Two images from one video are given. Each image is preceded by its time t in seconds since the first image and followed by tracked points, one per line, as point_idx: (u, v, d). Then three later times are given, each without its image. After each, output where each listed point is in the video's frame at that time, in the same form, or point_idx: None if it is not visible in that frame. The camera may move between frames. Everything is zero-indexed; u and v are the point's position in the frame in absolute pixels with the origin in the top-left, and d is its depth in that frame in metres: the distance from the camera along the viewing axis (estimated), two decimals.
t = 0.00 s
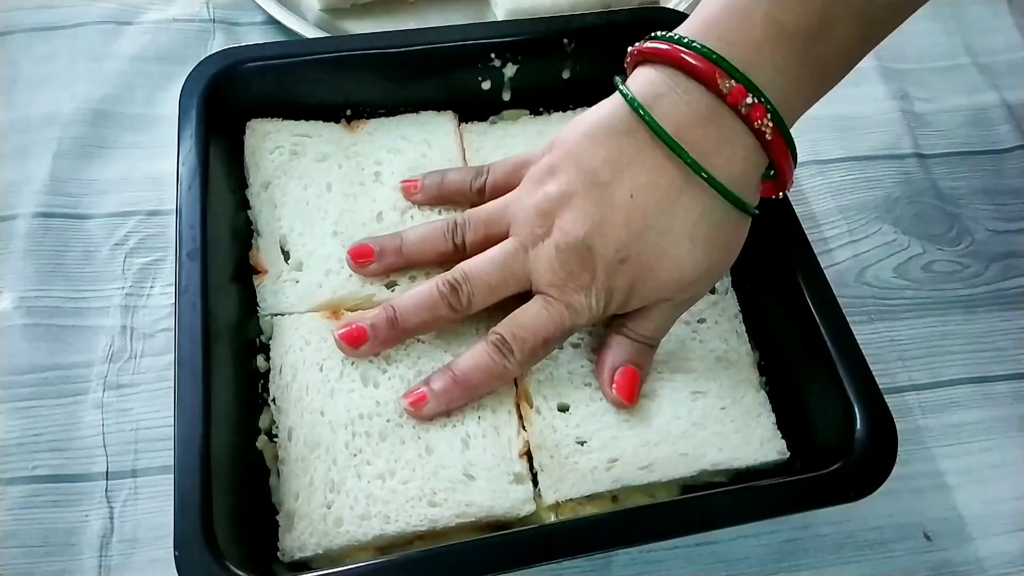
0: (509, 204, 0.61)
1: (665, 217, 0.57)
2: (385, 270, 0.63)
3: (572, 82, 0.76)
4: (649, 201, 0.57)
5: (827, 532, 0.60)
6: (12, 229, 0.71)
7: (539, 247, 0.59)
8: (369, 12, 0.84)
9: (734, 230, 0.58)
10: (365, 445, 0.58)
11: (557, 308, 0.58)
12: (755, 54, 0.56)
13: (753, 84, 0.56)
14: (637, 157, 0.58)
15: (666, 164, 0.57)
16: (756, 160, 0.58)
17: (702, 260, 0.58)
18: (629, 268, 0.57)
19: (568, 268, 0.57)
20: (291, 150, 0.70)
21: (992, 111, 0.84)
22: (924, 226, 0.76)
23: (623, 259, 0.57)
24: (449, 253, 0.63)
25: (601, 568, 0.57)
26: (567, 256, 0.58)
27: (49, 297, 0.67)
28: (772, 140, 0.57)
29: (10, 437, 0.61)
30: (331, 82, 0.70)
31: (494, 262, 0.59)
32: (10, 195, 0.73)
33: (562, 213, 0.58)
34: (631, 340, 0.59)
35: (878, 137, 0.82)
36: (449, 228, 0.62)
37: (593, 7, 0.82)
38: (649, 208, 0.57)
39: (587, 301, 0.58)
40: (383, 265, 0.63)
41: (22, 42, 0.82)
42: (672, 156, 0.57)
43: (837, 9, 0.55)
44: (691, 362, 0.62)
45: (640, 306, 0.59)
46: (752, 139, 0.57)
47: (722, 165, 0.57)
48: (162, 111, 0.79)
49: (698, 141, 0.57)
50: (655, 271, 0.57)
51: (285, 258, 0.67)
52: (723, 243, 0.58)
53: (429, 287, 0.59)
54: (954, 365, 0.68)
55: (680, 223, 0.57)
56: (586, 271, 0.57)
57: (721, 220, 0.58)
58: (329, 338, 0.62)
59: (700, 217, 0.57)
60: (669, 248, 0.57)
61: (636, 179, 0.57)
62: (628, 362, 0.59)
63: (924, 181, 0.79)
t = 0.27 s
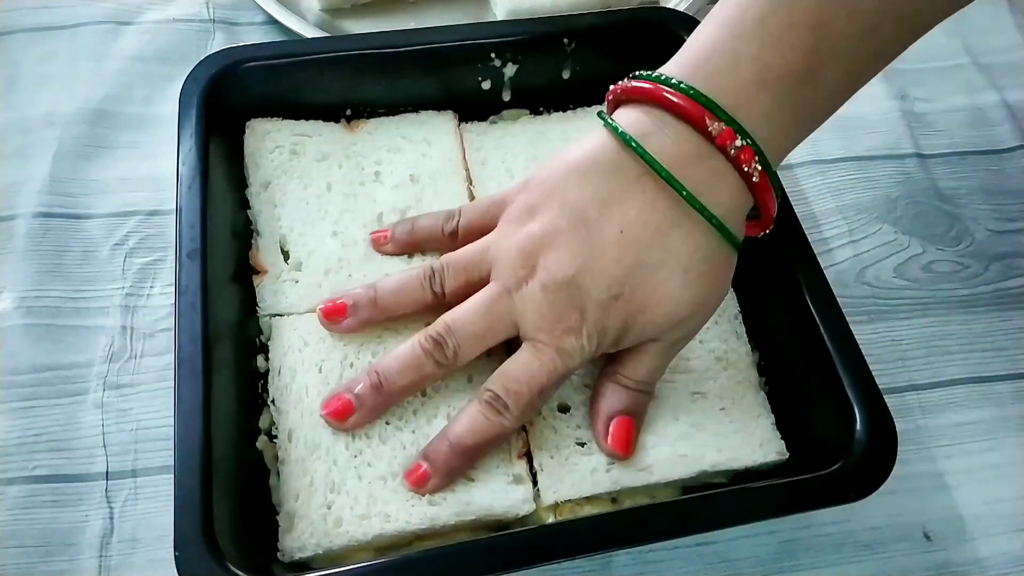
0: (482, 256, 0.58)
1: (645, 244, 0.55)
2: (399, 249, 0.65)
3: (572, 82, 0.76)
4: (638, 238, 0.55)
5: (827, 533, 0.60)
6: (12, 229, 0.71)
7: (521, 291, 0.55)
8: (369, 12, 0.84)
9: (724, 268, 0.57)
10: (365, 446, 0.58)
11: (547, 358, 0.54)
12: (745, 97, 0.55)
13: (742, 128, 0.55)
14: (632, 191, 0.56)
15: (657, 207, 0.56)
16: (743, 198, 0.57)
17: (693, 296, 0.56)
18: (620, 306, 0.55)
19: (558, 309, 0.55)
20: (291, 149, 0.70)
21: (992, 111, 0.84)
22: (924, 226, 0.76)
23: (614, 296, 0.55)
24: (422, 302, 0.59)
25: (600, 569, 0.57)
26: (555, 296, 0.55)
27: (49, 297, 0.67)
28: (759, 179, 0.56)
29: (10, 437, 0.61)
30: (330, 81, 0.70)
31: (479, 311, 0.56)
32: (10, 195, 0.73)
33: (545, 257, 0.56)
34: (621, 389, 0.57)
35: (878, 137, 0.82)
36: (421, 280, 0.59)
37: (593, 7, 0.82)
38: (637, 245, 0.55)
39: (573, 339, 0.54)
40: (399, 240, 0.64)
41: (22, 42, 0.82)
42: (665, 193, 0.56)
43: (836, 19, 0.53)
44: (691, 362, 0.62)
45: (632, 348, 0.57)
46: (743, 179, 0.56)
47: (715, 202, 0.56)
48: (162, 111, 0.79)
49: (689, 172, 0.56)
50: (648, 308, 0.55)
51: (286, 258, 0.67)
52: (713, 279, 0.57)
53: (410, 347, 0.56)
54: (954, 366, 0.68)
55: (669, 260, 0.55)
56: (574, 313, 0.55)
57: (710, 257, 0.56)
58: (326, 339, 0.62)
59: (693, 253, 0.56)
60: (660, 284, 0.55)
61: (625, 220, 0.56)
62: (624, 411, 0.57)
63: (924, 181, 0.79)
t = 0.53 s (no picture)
0: (422, 151, 0.51)
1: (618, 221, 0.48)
2: (318, 165, 0.54)
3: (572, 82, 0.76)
4: (578, 143, 0.48)
5: (827, 533, 0.60)
6: (12, 229, 0.71)
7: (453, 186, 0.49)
8: (370, 12, 0.84)
9: (665, 203, 0.49)
10: (366, 446, 0.58)
11: (473, 236, 0.49)
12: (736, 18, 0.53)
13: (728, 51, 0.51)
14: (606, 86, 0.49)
15: (611, 102, 0.49)
16: (709, 132, 0.50)
17: (616, 216, 0.48)
18: (544, 206, 0.48)
19: (483, 191, 0.48)
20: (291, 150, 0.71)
21: (992, 111, 0.84)
22: (924, 226, 0.76)
23: (547, 197, 0.48)
24: (343, 201, 0.52)
25: (600, 568, 0.57)
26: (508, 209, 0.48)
27: (49, 297, 0.67)
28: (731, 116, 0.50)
29: (10, 437, 0.61)
30: (330, 81, 0.70)
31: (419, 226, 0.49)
32: (11, 195, 0.73)
33: (485, 144, 0.49)
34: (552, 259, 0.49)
35: (879, 137, 0.82)
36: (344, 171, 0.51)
37: (593, 7, 0.82)
38: (573, 153, 0.48)
39: (499, 254, 0.50)
40: (319, 157, 0.54)
41: (22, 42, 0.82)
42: (625, 111, 0.48)
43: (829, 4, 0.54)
44: (690, 363, 0.63)
45: (542, 257, 0.49)
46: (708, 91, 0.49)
47: (673, 123, 0.48)
48: (162, 111, 0.79)
49: (664, 107, 0.48)
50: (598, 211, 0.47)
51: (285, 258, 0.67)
52: (658, 212, 0.49)
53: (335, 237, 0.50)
54: (954, 365, 0.68)
55: (603, 172, 0.47)
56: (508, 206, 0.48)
57: (653, 180, 0.48)
58: (329, 338, 0.63)
59: (635, 167, 0.48)
60: (587, 194, 0.47)
61: (576, 124, 0.48)
62: (511, 338, 0.48)
63: (924, 181, 0.79)
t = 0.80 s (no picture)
0: (393, 99, 0.62)
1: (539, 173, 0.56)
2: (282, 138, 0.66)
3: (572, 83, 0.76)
4: (516, 99, 0.57)
5: (827, 532, 0.60)
6: (12, 229, 0.71)
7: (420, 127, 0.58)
8: (370, 13, 0.84)
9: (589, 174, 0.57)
10: (365, 446, 0.58)
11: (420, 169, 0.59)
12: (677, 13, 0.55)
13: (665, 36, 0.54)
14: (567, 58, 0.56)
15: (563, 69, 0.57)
16: (639, 112, 0.56)
17: (537, 169, 0.56)
18: (474, 152, 0.57)
19: (432, 133, 0.58)
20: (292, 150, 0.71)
21: (992, 111, 0.84)
22: (924, 226, 0.76)
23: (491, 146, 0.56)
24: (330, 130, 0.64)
25: (600, 568, 0.57)
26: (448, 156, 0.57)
27: (49, 297, 0.67)
28: (668, 104, 0.55)
29: (10, 437, 0.61)
30: (332, 82, 0.70)
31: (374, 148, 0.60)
32: (10, 195, 0.73)
33: (440, 93, 0.59)
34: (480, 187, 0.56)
35: (878, 137, 0.82)
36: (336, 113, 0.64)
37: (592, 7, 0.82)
38: (510, 107, 0.57)
39: (431, 194, 0.59)
40: (282, 131, 0.66)
41: (22, 42, 0.82)
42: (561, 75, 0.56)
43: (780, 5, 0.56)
44: (689, 363, 0.63)
45: (473, 204, 0.58)
46: (646, 79, 0.55)
47: (603, 93, 0.55)
48: (162, 111, 0.79)
49: (597, 88, 0.55)
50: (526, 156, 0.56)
51: (285, 258, 0.67)
52: (577, 178, 0.56)
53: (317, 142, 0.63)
54: (954, 365, 0.68)
55: (532, 128, 0.56)
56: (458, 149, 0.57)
57: (576, 144, 0.55)
58: (329, 338, 0.63)
59: (557, 129, 0.55)
60: (511, 144, 0.56)
61: (520, 81, 0.57)
62: (434, 273, 0.57)
63: (924, 181, 0.79)
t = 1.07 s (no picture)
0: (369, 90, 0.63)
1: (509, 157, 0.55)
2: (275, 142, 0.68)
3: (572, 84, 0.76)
4: (491, 81, 0.57)
5: (827, 532, 0.60)
6: (12, 229, 0.71)
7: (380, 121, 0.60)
8: (370, 13, 0.84)
9: (566, 153, 0.57)
10: (364, 445, 0.58)
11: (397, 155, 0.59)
12: None
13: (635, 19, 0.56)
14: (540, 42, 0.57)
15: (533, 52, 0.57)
16: (611, 96, 0.56)
17: (509, 154, 0.56)
18: (449, 136, 0.57)
19: (409, 117, 0.59)
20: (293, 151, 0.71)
21: (992, 111, 0.84)
22: (924, 226, 0.76)
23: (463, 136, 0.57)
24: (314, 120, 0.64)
25: (600, 568, 0.57)
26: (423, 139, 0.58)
27: (49, 298, 0.67)
28: (640, 93, 0.55)
29: (10, 437, 0.61)
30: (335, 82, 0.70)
31: (353, 137, 0.61)
32: (11, 195, 0.73)
33: (415, 81, 0.60)
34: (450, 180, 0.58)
35: (879, 137, 0.82)
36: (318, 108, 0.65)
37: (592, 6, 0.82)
38: (485, 91, 0.57)
39: (408, 178, 0.60)
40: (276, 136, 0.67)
41: (22, 42, 0.82)
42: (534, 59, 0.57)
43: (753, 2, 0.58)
44: (689, 362, 0.63)
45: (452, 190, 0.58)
46: (618, 66, 0.55)
47: (576, 80, 0.55)
48: (162, 111, 0.79)
49: (569, 68, 0.55)
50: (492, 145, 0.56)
51: (286, 259, 0.67)
52: (549, 160, 0.56)
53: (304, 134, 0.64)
54: (954, 365, 0.68)
55: (506, 111, 0.56)
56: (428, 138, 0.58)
57: (548, 127, 0.56)
58: (329, 338, 0.63)
59: (529, 112, 0.56)
60: (481, 130, 0.57)
61: (493, 66, 0.58)
62: (416, 264, 0.57)
63: (924, 181, 0.79)
